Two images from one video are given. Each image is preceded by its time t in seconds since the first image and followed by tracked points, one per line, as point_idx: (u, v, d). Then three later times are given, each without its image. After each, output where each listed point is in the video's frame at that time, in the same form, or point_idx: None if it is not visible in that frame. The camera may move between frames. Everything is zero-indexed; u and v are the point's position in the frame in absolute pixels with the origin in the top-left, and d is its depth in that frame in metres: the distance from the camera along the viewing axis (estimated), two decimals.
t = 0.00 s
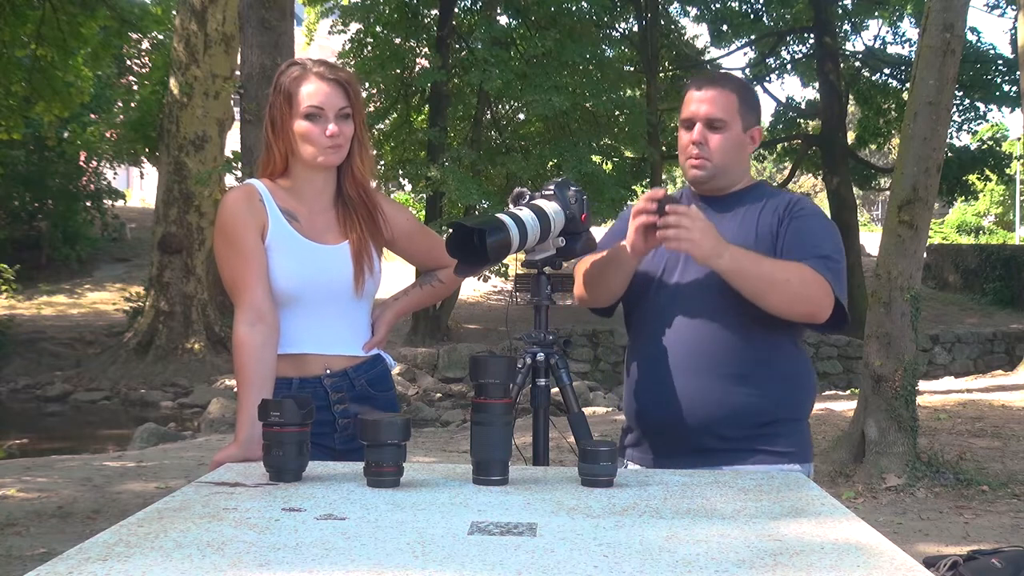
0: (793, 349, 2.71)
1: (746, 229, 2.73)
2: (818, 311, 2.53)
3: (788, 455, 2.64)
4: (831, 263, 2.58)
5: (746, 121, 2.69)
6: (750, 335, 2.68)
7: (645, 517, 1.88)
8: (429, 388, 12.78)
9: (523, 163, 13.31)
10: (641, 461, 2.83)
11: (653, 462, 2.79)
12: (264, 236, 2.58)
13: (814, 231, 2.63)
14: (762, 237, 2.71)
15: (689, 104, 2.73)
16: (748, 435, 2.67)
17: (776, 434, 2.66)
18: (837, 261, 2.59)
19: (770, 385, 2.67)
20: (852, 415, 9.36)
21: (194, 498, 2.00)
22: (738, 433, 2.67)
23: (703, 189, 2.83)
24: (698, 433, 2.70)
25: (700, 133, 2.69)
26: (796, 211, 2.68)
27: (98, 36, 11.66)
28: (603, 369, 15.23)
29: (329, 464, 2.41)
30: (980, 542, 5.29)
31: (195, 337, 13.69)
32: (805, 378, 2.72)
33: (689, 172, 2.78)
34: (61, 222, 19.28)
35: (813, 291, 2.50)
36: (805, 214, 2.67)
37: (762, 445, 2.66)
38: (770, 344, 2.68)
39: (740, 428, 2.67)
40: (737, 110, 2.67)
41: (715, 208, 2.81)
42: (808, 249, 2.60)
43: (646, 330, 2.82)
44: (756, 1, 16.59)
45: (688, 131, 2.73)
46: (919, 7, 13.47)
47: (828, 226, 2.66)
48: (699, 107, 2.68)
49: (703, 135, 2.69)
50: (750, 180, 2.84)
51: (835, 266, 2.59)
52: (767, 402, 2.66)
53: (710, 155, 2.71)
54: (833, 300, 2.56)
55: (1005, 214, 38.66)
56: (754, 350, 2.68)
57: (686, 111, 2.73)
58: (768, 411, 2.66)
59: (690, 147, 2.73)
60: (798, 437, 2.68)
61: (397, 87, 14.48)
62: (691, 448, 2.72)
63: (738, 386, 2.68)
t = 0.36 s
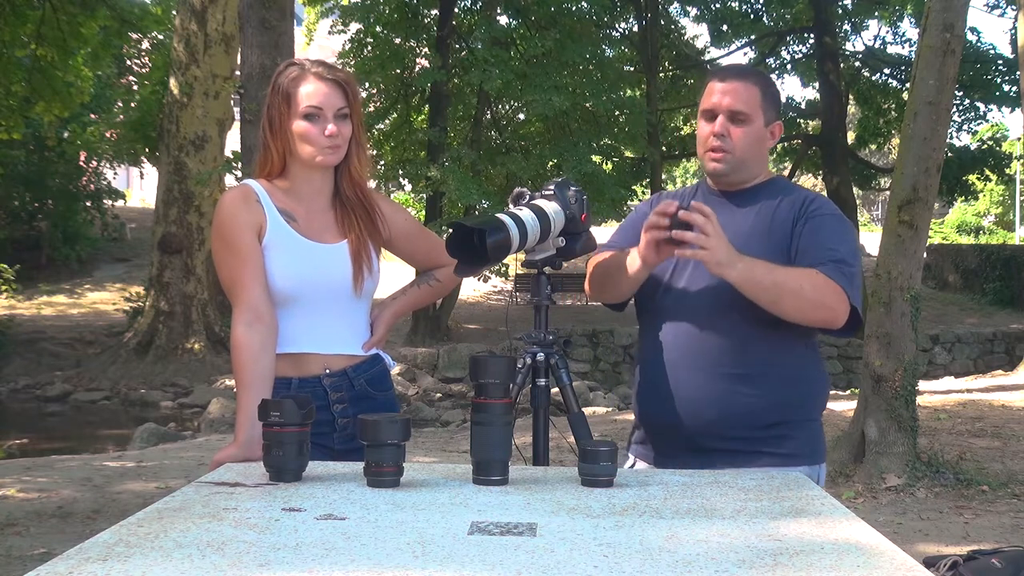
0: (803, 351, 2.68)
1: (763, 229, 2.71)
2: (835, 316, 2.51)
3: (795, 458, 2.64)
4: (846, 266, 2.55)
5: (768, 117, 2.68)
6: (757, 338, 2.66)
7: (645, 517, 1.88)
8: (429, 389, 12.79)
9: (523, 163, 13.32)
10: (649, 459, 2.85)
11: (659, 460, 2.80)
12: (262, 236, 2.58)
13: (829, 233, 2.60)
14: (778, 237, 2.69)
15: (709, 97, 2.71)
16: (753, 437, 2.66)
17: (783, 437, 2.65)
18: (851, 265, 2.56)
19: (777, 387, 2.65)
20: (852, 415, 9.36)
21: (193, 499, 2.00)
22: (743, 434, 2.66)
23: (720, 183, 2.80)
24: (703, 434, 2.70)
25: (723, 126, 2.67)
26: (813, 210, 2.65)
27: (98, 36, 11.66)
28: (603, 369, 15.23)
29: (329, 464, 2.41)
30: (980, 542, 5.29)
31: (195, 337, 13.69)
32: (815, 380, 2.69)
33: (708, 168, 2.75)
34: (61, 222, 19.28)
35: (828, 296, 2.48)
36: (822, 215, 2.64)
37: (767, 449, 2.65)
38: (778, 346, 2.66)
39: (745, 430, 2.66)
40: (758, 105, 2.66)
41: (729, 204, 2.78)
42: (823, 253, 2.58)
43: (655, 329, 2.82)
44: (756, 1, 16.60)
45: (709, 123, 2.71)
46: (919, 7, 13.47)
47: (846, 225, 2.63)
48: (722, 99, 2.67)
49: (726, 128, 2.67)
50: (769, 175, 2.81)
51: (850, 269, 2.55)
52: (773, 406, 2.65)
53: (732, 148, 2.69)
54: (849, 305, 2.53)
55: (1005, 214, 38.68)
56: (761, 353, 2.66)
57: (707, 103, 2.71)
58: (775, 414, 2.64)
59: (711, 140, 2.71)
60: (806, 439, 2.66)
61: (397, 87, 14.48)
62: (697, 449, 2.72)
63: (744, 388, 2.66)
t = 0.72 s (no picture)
0: (813, 354, 2.68)
1: (772, 229, 2.70)
2: (849, 319, 2.50)
3: (801, 461, 2.64)
4: (857, 268, 2.54)
5: (776, 117, 2.68)
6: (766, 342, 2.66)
7: (645, 518, 1.88)
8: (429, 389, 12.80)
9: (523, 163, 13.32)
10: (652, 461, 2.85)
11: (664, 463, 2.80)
12: (262, 236, 2.58)
13: (840, 235, 2.60)
14: (789, 238, 2.69)
15: (716, 99, 2.70)
16: (762, 440, 2.66)
17: (791, 440, 2.65)
18: (863, 267, 2.55)
19: (788, 390, 2.65)
20: (852, 415, 9.36)
21: (194, 499, 2.00)
22: (752, 438, 2.67)
23: (727, 187, 2.79)
24: (710, 437, 2.69)
25: (732, 128, 2.66)
26: (824, 213, 2.65)
27: (98, 36, 11.66)
28: (603, 370, 15.23)
29: (329, 464, 2.41)
30: (980, 542, 5.29)
31: (195, 337, 13.68)
32: (825, 383, 2.69)
33: (717, 170, 2.74)
34: (61, 222, 19.29)
35: (840, 300, 2.48)
36: (833, 216, 2.64)
37: (776, 451, 2.66)
38: (788, 349, 2.66)
39: (754, 432, 2.66)
40: (767, 105, 2.66)
41: (737, 203, 2.76)
42: (835, 254, 2.57)
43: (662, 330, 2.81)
44: (756, 2, 16.61)
45: (719, 126, 2.70)
46: (919, 7, 13.48)
47: (856, 227, 2.63)
48: (730, 101, 2.66)
49: (737, 131, 2.66)
50: (777, 175, 2.80)
51: (860, 271, 2.54)
52: (783, 409, 2.65)
53: (743, 151, 2.68)
54: (863, 308, 2.53)
55: (1005, 214, 38.70)
56: (772, 356, 2.66)
57: (715, 106, 2.69)
58: (784, 416, 2.65)
59: (720, 143, 2.69)
60: (814, 442, 2.67)
61: (397, 87, 14.49)
62: (704, 451, 2.72)
63: (754, 391, 2.66)
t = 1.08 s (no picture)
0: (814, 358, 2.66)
1: (772, 230, 2.69)
2: (847, 328, 2.49)
3: (799, 464, 2.65)
4: (856, 276, 2.52)
5: (779, 119, 2.67)
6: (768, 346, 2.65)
7: (645, 517, 1.88)
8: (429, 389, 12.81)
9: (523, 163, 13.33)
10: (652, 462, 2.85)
11: (661, 463, 2.81)
12: (262, 237, 2.58)
13: (841, 240, 2.58)
14: (789, 241, 2.68)
15: (718, 102, 2.71)
16: (760, 442, 2.66)
17: (790, 442, 2.65)
18: (862, 274, 2.53)
19: (788, 394, 2.65)
20: (852, 415, 9.36)
21: (193, 499, 2.00)
22: (750, 440, 2.67)
23: (731, 190, 2.78)
24: (709, 437, 2.70)
25: (733, 131, 2.67)
26: (826, 217, 2.64)
27: (98, 36, 11.66)
28: (603, 370, 15.22)
29: (328, 464, 2.40)
30: (980, 542, 5.29)
31: (195, 337, 13.68)
32: (826, 387, 2.69)
33: (719, 173, 2.75)
34: (61, 222, 19.30)
35: (837, 309, 2.47)
36: (835, 220, 2.62)
37: (774, 454, 2.66)
38: (790, 354, 2.65)
39: (753, 434, 2.66)
40: (769, 107, 2.66)
41: (740, 204, 2.76)
42: (834, 260, 2.56)
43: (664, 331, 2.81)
44: (756, 2, 16.62)
45: (720, 128, 2.70)
46: (920, 6, 13.48)
47: (858, 230, 2.60)
48: (730, 103, 2.66)
49: (736, 133, 2.66)
50: (781, 175, 2.79)
51: (859, 279, 2.52)
52: (782, 412, 2.65)
53: (743, 154, 2.68)
54: (862, 317, 2.51)
55: (1005, 214, 38.72)
56: (772, 359, 2.65)
57: (716, 108, 2.70)
58: (783, 418, 2.65)
59: (721, 146, 2.70)
60: (813, 444, 2.67)
61: (397, 87, 14.48)
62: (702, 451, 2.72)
63: (752, 393, 2.66)
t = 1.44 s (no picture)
0: (808, 361, 2.64)
1: (770, 230, 2.69)
2: (836, 335, 2.45)
3: (792, 465, 2.65)
4: (848, 285, 2.47)
5: (782, 118, 2.67)
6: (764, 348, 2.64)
7: (645, 518, 1.88)
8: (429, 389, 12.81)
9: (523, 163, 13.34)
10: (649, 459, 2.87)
11: (657, 460, 2.82)
12: (262, 237, 2.58)
13: (836, 245, 2.54)
14: (787, 243, 2.67)
15: (724, 99, 2.75)
16: (752, 443, 2.66)
17: (784, 444, 2.65)
18: (855, 283, 2.48)
19: (779, 395, 2.64)
20: (852, 415, 9.36)
21: (193, 499, 2.00)
22: (744, 439, 2.67)
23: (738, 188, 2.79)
24: (703, 436, 2.70)
25: (732, 125, 2.71)
26: (824, 219, 2.61)
27: (98, 36, 11.65)
28: (603, 370, 15.21)
29: (329, 464, 2.41)
30: (980, 542, 5.29)
31: (195, 337, 13.68)
32: (822, 391, 2.68)
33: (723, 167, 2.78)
34: (61, 222, 19.31)
35: (826, 316, 2.43)
36: (833, 225, 2.58)
37: (767, 454, 2.66)
38: (786, 357, 2.63)
39: (745, 434, 2.66)
40: (771, 105, 2.66)
41: (741, 200, 2.77)
42: (829, 267, 2.51)
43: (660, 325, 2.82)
44: (756, 2, 16.63)
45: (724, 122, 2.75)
46: (920, 6, 13.48)
47: (858, 235, 2.57)
48: (730, 99, 2.71)
49: (734, 128, 2.70)
50: (794, 173, 2.77)
51: (852, 287, 2.47)
52: (774, 412, 2.64)
53: (740, 148, 2.70)
54: (852, 327, 2.46)
55: (1005, 214, 38.73)
56: (764, 362, 2.64)
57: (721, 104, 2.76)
58: (775, 418, 2.64)
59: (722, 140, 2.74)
60: (805, 446, 2.67)
61: (397, 87, 14.48)
62: (696, 450, 2.72)
63: (744, 393, 2.66)
